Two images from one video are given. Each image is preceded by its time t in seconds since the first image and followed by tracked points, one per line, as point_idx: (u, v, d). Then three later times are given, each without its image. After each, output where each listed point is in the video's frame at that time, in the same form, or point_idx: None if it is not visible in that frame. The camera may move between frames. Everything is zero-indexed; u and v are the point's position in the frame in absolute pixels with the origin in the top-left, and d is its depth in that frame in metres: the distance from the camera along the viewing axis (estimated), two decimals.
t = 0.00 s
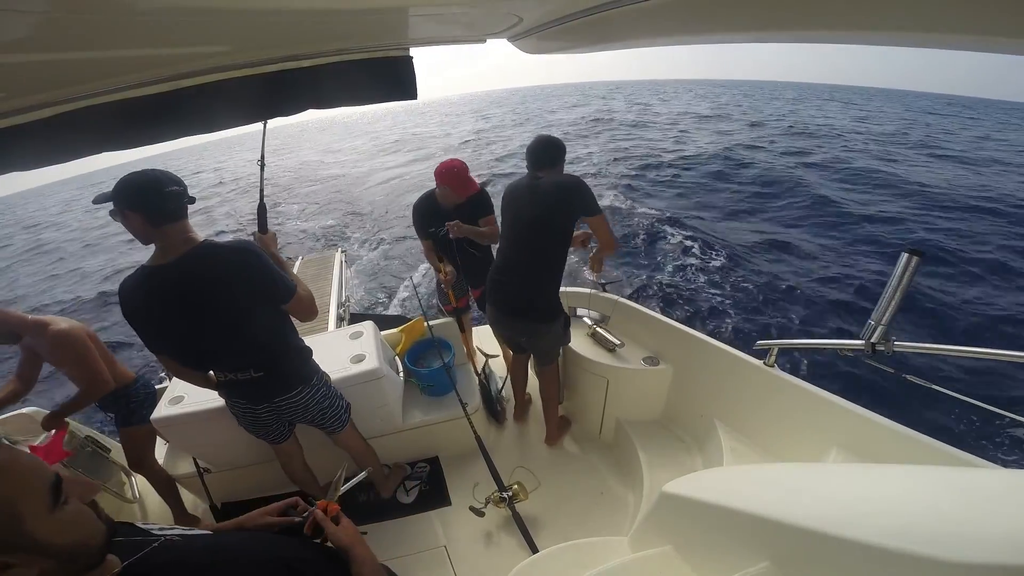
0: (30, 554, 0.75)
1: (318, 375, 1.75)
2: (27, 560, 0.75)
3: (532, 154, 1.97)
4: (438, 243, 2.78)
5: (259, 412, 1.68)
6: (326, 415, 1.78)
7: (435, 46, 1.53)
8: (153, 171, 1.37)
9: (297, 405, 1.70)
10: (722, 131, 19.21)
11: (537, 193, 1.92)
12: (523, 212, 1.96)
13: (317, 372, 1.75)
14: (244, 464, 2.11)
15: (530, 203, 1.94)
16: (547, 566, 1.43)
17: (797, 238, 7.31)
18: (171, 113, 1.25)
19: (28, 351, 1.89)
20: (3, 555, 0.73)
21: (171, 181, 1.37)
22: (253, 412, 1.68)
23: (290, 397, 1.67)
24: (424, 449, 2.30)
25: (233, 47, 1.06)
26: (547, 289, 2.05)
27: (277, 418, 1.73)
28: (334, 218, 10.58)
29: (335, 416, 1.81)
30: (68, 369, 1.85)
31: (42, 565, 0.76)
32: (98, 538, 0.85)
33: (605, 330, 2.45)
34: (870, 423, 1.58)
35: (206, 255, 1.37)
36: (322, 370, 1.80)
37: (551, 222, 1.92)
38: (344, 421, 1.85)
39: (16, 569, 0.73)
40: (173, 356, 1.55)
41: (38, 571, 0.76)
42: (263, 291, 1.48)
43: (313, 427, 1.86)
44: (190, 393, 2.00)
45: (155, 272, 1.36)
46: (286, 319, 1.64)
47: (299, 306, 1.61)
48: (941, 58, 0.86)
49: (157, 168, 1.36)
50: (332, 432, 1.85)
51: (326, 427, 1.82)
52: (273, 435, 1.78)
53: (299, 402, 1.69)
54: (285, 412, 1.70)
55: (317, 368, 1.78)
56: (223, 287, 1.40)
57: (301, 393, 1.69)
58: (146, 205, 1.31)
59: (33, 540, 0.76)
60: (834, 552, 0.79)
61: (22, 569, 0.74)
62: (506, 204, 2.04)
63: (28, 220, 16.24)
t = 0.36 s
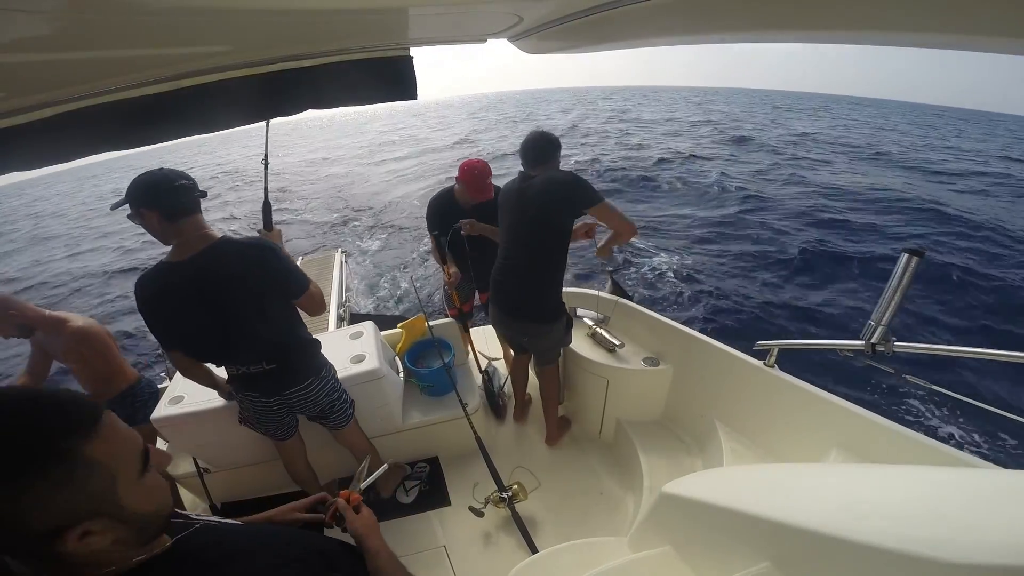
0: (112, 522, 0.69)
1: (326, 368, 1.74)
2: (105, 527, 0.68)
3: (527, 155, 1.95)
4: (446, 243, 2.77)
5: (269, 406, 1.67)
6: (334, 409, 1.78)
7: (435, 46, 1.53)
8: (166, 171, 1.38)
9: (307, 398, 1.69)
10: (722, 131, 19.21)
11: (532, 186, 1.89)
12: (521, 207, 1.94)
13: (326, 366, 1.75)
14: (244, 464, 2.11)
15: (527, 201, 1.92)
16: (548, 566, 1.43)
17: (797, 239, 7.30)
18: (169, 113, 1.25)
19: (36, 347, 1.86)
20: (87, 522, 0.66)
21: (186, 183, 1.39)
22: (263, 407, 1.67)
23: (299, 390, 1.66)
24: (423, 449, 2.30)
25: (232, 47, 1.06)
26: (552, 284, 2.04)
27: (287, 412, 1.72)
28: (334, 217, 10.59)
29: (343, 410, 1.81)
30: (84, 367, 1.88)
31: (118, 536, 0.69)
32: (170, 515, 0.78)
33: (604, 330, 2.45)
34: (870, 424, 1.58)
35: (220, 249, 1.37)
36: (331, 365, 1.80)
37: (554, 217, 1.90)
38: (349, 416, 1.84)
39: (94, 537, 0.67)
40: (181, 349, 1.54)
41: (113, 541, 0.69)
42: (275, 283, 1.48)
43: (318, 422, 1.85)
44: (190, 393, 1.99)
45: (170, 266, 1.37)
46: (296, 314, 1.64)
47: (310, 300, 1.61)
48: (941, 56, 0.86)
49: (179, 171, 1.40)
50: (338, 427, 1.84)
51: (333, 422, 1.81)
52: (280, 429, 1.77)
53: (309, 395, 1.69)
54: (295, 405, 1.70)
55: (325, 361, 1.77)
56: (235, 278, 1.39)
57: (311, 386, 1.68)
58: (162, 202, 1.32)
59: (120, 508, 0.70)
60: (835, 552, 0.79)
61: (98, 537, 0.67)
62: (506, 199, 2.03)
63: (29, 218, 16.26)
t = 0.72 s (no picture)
0: (154, 487, 0.71)
1: (328, 367, 1.75)
2: (146, 488, 0.70)
3: (516, 152, 1.92)
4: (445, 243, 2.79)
5: (271, 404, 1.67)
6: (336, 407, 1.78)
7: (436, 46, 1.53)
8: (194, 168, 1.42)
9: (309, 395, 1.69)
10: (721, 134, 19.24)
11: (528, 182, 1.88)
12: (517, 203, 1.93)
13: (327, 364, 1.75)
14: (243, 464, 2.10)
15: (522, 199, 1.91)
16: (548, 567, 1.43)
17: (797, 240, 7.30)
18: (167, 112, 1.25)
19: (39, 342, 1.86)
20: (134, 482, 0.68)
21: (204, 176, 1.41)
22: (264, 405, 1.67)
23: (302, 386, 1.66)
24: (423, 450, 2.30)
25: (232, 47, 1.06)
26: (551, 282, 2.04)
27: (289, 411, 1.72)
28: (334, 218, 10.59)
29: (344, 408, 1.81)
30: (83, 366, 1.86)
31: (156, 500, 0.71)
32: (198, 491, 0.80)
33: (604, 330, 2.45)
34: (871, 424, 1.58)
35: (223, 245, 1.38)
36: (332, 363, 1.81)
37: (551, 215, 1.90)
38: (349, 415, 1.84)
39: (136, 497, 0.68)
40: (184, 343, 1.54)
41: (149, 506, 0.70)
42: (277, 278, 1.49)
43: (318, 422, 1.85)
44: (189, 394, 1.99)
45: (174, 262, 1.38)
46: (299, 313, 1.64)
47: (313, 297, 1.62)
48: (940, 56, 0.86)
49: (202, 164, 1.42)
50: (338, 426, 1.83)
51: (334, 421, 1.80)
52: (281, 427, 1.76)
53: (311, 392, 1.69)
54: (297, 403, 1.69)
55: (327, 360, 1.78)
56: (237, 274, 1.40)
57: (313, 383, 1.68)
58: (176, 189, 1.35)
59: (164, 473, 0.72)
60: (836, 553, 0.79)
61: (140, 498, 0.69)
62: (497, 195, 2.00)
63: (27, 217, 16.22)
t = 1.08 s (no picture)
0: (129, 501, 0.71)
1: (320, 372, 1.74)
2: (122, 502, 0.70)
3: (516, 150, 1.93)
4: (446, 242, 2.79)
5: (259, 407, 1.67)
6: (326, 413, 1.77)
7: (436, 46, 1.54)
8: (195, 167, 1.44)
9: (297, 401, 1.69)
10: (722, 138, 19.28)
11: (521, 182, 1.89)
12: (513, 207, 1.94)
13: (318, 369, 1.74)
14: (243, 464, 2.10)
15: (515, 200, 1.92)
16: (548, 568, 1.42)
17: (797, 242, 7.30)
18: (170, 112, 1.25)
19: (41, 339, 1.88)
20: (108, 495, 0.68)
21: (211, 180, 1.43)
22: (252, 408, 1.68)
23: (290, 393, 1.66)
24: (423, 450, 2.29)
25: (231, 47, 1.06)
26: (547, 287, 2.03)
27: (277, 415, 1.71)
28: (335, 220, 10.59)
29: (336, 414, 1.80)
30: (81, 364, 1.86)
31: (132, 514, 0.71)
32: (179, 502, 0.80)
33: (604, 330, 2.45)
34: (871, 425, 1.58)
35: (209, 248, 1.39)
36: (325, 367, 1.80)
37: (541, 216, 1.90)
38: (343, 419, 1.83)
39: (111, 511, 0.68)
40: (177, 349, 1.57)
41: (125, 519, 0.70)
42: (263, 283, 1.48)
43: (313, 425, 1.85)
44: (189, 393, 1.99)
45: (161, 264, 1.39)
46: (290, 315, 1.64)
47: (303, 300, 1.61)
48: (942, 57, 0.85)
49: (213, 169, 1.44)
50: (331, 430, 1.83)
51: (325, 425, 1.80)
52: (273, 431, 1.76)
53: (299, 398, 1.68)
54: (285, 407, 1.69)
55: (321, 365, 1.77)
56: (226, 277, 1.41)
57: (301, 389, 1.67)
58: (169, 192, 1.37)
59: (139, 486, 0.72)
60: (836, 552, 0.79)
61: (114, 512, 0.69)
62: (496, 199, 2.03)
63: (27, 217, 16.21)
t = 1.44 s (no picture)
0: (75, 538, 0.68)
1: (310, 377, 1.74)
2: (66, 544, 0.67)
3: (503, 148, 1.83)
4: (446, 241, 2.79)
5: (249, 414, 1.69)
6: (317, 418, 1.78)
7: (436, 46, 1.53)
8: (179, 169, 1.46)
9: (286, 408, 1.69)
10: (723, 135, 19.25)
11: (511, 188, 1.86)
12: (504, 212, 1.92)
13: (308, 376, 1.73)
14: (242, 464, 2.10)
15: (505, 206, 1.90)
16: (548, 567, 1.42)
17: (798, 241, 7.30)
18: (170, 112, 1.25)
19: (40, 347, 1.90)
20: (49, 539, 0.65)
21: (203, 187, 1.48)
22: (243, 414, 1.69)
23: (279, 400, 1.66)
24: (423, 450, 2.30)
25: (230, 47, 1.06)
26: (539, 291, 2.02)
27: (268, 421, 1.72)
28: (335, 219, 10.58)
29: (327, 420, 1.80)
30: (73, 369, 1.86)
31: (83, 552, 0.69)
32: (144, 522, 0.78)
33: (604, 330, 2.45)
34: (871, 425, 1.58)
35: (189, 259, 1.36)
36: (315, 372, 1.79)
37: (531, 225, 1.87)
38: (337, 422, 1.84)
39: (58, 552, 0.66)
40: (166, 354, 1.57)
41: (77, 557, 0.69)
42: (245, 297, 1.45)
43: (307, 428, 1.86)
44: (190, 393, 1.99)
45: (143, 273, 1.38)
46: (275, 325, 1.60)
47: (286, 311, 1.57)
48: (942, 59, 0.85)
49: (209, 175, 1.50)
50: (326, 433, 1.84)
51: (319, 429, 1.81)
52: (268, 438, 1.77)
53: (289, 405, 1.69)
54: (275, 414, 1.70)
55: (311, 369, 1.77)
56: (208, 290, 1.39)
57: (290, 397, 1.68)
58: (150, 202, 1.39)
59: (82, 524, 0.69)
60: (834, 553, 0.79)
61: (61, 554, 0.67)
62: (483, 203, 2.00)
63: (28, 216, 16.19)
